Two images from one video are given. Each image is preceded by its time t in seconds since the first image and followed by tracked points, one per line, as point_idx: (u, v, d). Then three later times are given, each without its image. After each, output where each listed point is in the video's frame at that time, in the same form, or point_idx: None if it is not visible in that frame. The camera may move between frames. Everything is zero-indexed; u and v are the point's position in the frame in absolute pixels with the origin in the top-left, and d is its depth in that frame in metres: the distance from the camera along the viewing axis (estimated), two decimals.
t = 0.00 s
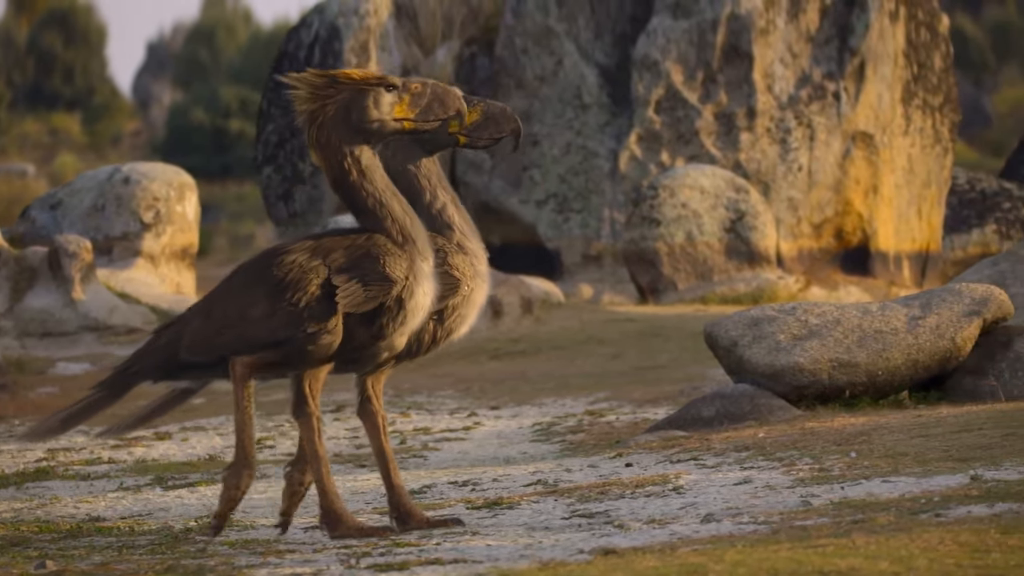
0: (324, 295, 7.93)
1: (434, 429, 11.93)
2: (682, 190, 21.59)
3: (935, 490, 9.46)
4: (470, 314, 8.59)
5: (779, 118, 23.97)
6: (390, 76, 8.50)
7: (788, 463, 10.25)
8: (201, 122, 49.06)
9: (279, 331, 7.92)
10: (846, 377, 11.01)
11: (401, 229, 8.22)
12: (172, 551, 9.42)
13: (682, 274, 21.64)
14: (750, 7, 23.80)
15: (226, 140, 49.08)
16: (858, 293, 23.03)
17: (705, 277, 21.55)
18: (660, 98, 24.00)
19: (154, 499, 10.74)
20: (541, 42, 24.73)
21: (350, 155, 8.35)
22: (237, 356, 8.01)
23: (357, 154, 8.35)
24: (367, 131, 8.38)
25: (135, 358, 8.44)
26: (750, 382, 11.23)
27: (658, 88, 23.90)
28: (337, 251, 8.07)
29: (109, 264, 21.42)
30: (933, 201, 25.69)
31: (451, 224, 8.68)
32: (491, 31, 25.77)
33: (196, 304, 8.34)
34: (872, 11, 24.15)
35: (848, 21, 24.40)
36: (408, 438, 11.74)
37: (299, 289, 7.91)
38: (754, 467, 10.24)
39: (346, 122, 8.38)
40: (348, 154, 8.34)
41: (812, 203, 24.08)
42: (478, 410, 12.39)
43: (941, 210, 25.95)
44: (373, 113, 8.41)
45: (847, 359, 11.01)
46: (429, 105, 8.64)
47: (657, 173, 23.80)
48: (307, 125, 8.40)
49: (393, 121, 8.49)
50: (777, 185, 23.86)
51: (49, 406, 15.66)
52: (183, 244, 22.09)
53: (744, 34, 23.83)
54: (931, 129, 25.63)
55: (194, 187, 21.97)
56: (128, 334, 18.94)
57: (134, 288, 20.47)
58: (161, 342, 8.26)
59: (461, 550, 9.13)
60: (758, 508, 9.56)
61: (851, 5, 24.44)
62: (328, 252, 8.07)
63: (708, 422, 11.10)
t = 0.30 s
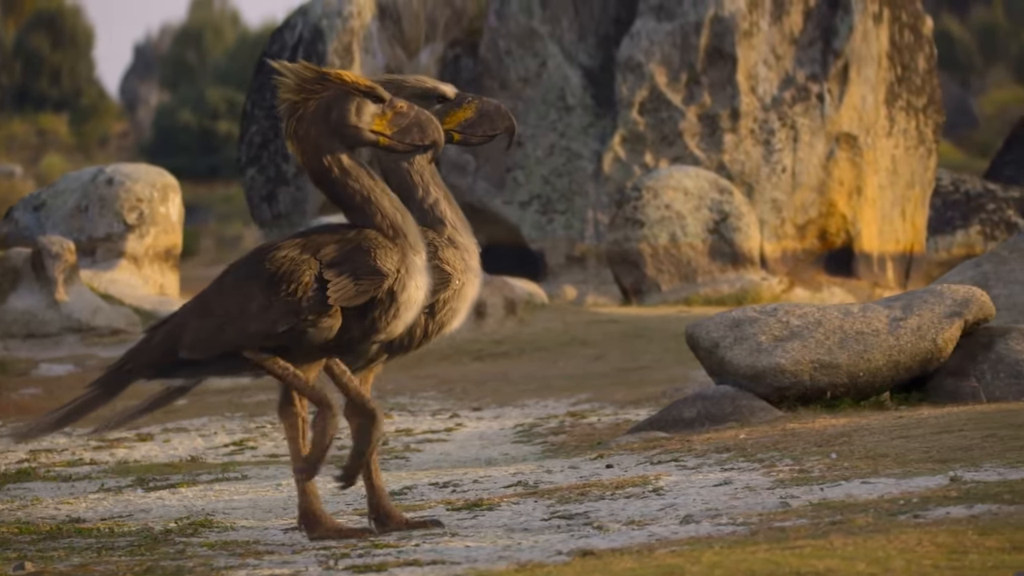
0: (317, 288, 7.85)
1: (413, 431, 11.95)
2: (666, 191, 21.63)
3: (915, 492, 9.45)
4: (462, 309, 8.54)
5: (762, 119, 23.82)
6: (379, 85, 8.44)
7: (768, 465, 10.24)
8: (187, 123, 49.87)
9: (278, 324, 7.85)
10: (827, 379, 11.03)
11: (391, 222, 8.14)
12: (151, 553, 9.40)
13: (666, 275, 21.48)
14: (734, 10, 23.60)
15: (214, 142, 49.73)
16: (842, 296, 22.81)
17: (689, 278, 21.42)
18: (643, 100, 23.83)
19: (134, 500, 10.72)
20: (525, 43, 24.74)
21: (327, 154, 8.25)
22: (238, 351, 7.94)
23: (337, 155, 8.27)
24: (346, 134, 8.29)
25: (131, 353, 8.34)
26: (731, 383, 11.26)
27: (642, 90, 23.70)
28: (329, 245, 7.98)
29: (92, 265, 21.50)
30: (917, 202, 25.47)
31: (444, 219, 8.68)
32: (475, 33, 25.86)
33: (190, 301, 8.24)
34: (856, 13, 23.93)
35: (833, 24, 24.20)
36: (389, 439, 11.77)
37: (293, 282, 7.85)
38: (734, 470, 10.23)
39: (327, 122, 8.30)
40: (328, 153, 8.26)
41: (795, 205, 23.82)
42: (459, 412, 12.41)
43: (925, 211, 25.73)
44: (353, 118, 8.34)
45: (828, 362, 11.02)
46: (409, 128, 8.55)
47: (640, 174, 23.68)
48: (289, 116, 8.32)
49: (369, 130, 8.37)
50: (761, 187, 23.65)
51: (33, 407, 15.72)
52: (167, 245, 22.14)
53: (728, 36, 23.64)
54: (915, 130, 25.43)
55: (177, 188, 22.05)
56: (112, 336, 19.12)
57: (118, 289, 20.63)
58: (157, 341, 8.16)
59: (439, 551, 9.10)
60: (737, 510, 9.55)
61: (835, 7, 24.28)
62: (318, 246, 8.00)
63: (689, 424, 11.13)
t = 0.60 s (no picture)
0: (310, 282, 7.83)
1: (392, 437, 11.91)
2: (650, 192, 21.58)
3: (895, 493, 9.45)
4: (452, 303, 8.58)
5: (746, 120, 23.71)
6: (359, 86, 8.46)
7: (749, 466, 10.24)
8: (174, 124, 49.98)
9: (275, 321, 7.80)
10: (810, 380, 11.03)
11: (379, 218, 8.15)
12: (130, 554, 9.39)
13: (650, 275, 21.53)
14: (718, 12, 23.50)
15: (202, 142, 49.83)
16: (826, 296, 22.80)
17: (673, 279, 21.49)
18: (628, 101, 23.65)
19: (116, 501, 10.72)
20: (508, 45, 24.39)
21: (309, 154, 8.32)
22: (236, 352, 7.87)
23: (319, 156, 8.32)
24: (326, 134, 8.34)
25: (126, 360, 8.26)
26: (715, 385, 11.26)
27: (626, 92, 23.53)
28: (319, 241, 7.99)
29: (74, 267, 21.53)
30: (900, 204, 25.54)
31: (432, 215, 8.80)
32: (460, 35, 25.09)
33: (183, 304, 8.19)
34: (840, 15, 24.03)
35: (816, 26, 24.22)
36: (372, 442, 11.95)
37: (287, 278, 7.82)
38: (715, 471, 10.22)
39: (307, 123, 8.35)
40: (310, 154, 8.32)
41: (780, 205, 23.77)
42: (442, 412, 12.46)
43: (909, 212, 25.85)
44: (333, 119, 8.37)
45: (810, 363, 11.02)
46: (390, 129, 8.57)
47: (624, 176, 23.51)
48: (270, 118, 8.37)
49: (350, 131, 8.41)
50: (746, 188, 23.57)
51: (17, 408, 15.77)
52: (150, 246, 22.26)
53: (712, 38, 23.54)
54: (898, 131, 25.57)
55: (161, 190, 22.11)
56: (95, 337, 19.13)
57: (102, 290, 20.70)
58: (153, 345, 8.09)
59: (418, 552, 9.08)
60: (717, 511, 9.53)
61: (819, 10, 24.27)
62: (308, 244, 7.99)
63: (672, 425, 11.13)
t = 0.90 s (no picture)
0: (303, 283, 8.03)
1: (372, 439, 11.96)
2: (632, 193, 21.58)
3: (872, 493, 9.46)
4: (440, 299, 8.56)
5: (729, 122, 23.55)
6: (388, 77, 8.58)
7: (728, 467, 10.24)
8: (162, 125, 50.03)
9: (269, 320, 8.02)
10: (789, 381, 11.07)
11: (377, 214, 8.24)
12: (108, 555, 9.39)
13: (632, 277, 21.52)
14: (701, 14, 23.50)
15: (188, 143, 49.96)
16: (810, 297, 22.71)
17: (655, 280, 21.48)
18: (611, 103, 23.72)
19: (96, 502, 10.75)
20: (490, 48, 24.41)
21: (332, 147, 8.39)
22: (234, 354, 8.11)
23: (338, 150, 8.39)
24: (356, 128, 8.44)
25: (124, 370, 8.41)
26: (696, 386, 11.31)
27: (609, 93, 23.61)
28: (314, 238, 8.16)
29: (59, 267, 21.96)
30: (884, 205, 25.19)
31: (416, 212, 8.63)
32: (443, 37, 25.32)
33: (179, 309, 8.40)
34: (823, 18, 23.82)
35: (799, 29, 24.05)
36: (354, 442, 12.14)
37: (280, 279, 8.04)
38: (694, 472, 10.21)
39: (335, 118, 8.44)
40: (330, 149, 8.39)
41: (762, 207, 23.59)
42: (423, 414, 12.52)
43: (893, 213, 25.49)
44: (363, 112, 8.48)
45: (790, 364, 11.06)
46: (417, 118, 8.65)
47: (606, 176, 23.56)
48: (298, 114, 8.44)
49: (380, 123, 8.52)
50: (728, 190, 23.42)
51: None
52: (134, 248, 22.45)
53: (694, 41, 23.52)
54: (881, 133, 25.11)
55: (144, 191, 22.36)
56: (76, 338, 19.14)
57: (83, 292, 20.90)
58: (152, 351, 8.27)
59: (396, 553, 9.04)
60: (695, 512, 9.51)
61: (802, 12, 24.12)
62: (304, 244, 8.15)
63: (652, 426, 11.18)
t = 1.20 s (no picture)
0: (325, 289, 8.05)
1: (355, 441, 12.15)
2: (617, 194, 21.66)
3: (854, 494, 9.43)
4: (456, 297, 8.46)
5: (714, 123, 23.53)
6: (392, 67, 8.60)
7: (710, 467, 10.24)
8: (151, 126, 50.12)
9: (291, 328, 8.13)
10: (772, 382, 11.12)
11: (403, 215, 8.23)
12: (90, 555, 9.34)
13: (618, 278, 21.53)
14: (686, 16, 23.47)
15: (176, 145, 50.21)
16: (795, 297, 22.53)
17: (641, 281, 21.50)
18: (595, 103, 23.79)
19: (78, 503, 10.75)
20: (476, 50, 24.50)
21: (361, 141, 8.34)
22: (255, 359, 8.22)
23: (368, 145, 8.34)
24: (378, 123, 8.43)
25: (154, 372, 8.55)
26: (680, 386, 11.36)
27: (594, 94, 23.68)
28: (340, 240, 8.14)
29: (44, 267, 23.32)
30: (869, 206, 25.01)
31: (427, 208, 8.42)
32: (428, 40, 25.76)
33: (206, 312, 8.51)
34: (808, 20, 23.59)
35: (784, 30, 23.86)
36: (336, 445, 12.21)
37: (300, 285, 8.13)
38: (675, 474, 10.19)
39: (359, 115, 8.39)
40: (360, 144, 8.33)
41: (748, 208, 23.46)
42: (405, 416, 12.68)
43: (878, 215, 25.32)
44: (381, 107, 8.45)
45: (773, 364, 11.11)
46: (425, 101, 8.65)
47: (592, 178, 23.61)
48: (321, 123, 8.37)
49: (397, 114, 8.51)
50: (714, 191, 23.38)
51: None
52: (117, 248, 23.98)
53: (680, 42, 23.51)
54: (866, 134, 24.95)
55: (128, 192, 23.91)
56: (61, 339, 19.59)
57: (66, 290, 21.91)
58: (178, 354, 8.39)
59: (376, 554, 8.94)
60: (675, 513, 9.46)
61: (787, 15, 23.91)
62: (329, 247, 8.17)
63: (635, 426, 11.21)
